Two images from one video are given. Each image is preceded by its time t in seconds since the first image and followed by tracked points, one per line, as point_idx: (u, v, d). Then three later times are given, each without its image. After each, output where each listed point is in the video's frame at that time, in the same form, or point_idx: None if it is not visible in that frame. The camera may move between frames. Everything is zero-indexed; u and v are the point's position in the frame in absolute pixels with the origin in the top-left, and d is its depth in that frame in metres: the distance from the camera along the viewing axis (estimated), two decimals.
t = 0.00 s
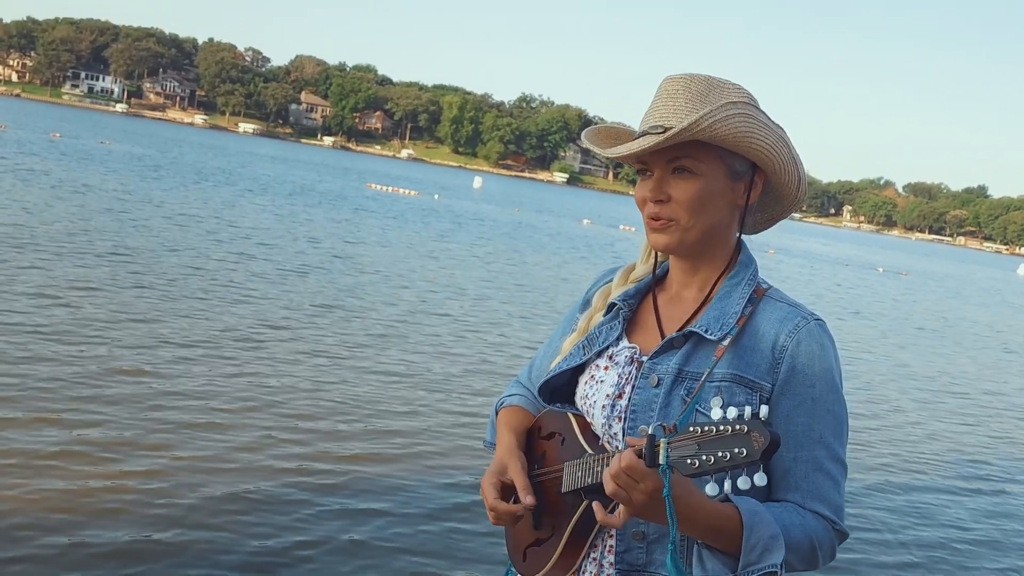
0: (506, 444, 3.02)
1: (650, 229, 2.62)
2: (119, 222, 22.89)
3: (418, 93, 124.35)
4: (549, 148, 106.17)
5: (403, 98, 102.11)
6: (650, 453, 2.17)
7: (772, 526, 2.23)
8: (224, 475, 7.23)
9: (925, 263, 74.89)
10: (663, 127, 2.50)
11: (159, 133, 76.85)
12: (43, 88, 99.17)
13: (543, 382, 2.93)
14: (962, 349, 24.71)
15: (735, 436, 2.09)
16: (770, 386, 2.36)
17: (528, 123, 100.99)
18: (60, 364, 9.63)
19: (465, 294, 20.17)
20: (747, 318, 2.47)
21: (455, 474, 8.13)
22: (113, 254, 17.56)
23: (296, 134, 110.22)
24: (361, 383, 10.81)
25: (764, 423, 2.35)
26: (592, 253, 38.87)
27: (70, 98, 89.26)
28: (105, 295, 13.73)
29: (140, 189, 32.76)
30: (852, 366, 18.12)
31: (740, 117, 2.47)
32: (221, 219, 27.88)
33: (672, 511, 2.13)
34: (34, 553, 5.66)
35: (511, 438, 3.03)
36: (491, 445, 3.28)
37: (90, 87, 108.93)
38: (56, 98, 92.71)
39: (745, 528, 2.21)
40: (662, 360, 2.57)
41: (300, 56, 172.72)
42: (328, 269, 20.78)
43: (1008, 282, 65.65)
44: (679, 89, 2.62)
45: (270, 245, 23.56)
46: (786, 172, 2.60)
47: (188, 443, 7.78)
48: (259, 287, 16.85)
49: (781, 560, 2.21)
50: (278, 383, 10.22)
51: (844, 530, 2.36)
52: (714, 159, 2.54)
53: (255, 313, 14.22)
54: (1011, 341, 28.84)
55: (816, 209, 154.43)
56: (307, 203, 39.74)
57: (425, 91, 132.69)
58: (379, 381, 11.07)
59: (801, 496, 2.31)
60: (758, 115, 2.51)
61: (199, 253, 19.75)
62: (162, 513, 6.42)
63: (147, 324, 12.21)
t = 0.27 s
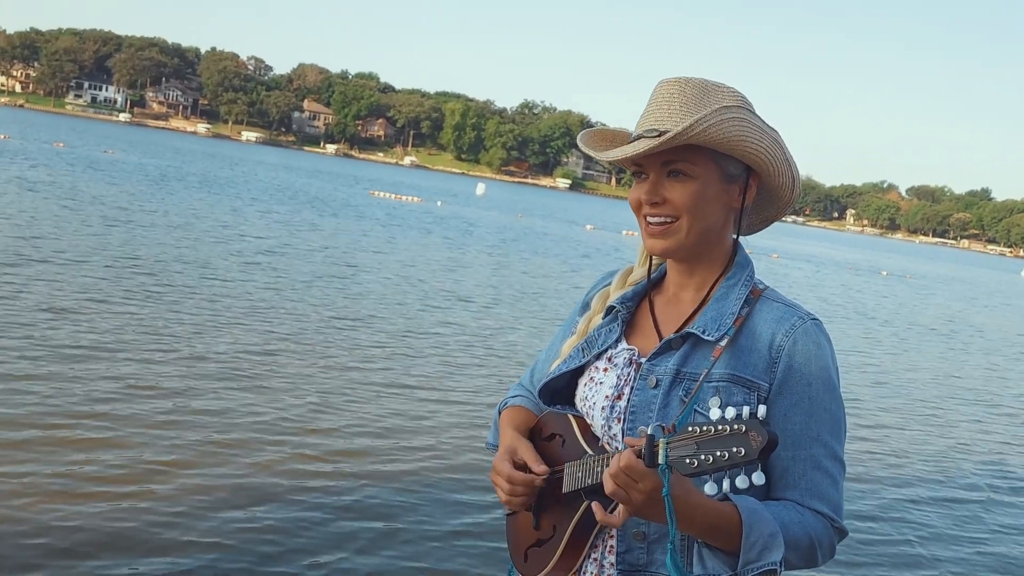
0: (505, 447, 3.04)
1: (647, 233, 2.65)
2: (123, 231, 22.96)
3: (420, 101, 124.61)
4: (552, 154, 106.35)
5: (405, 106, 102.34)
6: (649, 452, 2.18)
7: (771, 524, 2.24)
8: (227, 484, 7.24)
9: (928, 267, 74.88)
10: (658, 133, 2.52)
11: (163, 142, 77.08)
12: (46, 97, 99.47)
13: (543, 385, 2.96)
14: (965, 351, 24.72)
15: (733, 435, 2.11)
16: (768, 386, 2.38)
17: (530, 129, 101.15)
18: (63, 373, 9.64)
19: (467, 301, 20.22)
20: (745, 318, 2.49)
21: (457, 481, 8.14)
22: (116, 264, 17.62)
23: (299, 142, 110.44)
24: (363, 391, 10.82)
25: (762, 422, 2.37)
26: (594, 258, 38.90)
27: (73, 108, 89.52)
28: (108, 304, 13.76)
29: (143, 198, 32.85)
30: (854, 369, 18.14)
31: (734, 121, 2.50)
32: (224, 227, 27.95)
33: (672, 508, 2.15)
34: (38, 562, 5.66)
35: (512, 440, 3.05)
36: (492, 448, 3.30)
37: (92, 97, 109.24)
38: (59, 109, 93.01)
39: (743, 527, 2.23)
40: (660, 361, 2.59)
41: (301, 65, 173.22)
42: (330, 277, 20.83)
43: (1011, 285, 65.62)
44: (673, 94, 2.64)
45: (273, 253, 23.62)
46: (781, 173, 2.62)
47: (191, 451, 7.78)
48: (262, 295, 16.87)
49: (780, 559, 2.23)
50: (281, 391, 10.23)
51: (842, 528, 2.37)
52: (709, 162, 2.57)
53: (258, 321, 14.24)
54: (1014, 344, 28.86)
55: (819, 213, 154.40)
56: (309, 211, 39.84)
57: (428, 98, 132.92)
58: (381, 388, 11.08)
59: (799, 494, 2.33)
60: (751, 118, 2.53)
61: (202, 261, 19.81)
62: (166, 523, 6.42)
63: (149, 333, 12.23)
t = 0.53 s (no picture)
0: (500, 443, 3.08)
1: (638, 228, 2.68)
2: (123, 236, 23.01)
3: (420, 105, 124.72)
4: (552, 157, 106.49)
5: (405, 110, 102.44)
6: (639, 443, 2.20)
7: (761, 514, 2.27)
8: (228, 488, 7.25)
9: (929, 267, 74.88)
10: (646, 128, 2.55)
11: (163, 148, 77.18)
12: (47, 105, 99.67)
13: (538, 380, 2.99)
14: (966, 351, 24.75)
15: (720, 423, 2.13)
16: (757, 377, 2.40)
17: (530, 132, 101.23)
18: (63, 379, 9.66)
19: (468, 304, 20.26)
20: (735, 311, 2.52)
21: (457, 484, 8.15)
22: (117, 270, 17.67)
23: (299, 147, 110.55)
24: (363, 395, 10.83)
25: (752, 412, 2.39)
26: (595, 261, 38.95)
27: (74, 115, 89.69)
28: (109, 309, 13.79)
29: (144, 204, 32.90)
30: (855, 369, 18.17)
31: (721, 116, 2.53)
32: (225, 232, 28.00)
33: (661, 498, 2.18)
34: (38, 567, 5.68)
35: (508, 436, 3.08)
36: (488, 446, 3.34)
37: (93, 104, 109.46)
38: (59, 115, 93.15)
39: (735, 518, 2.25)
40: (652, 355, 2.62)
41: (302, 70, 173.52)
42: (331, 281, 20.87)
43: (1013, 284, 65.60)
44: (661, 91, 2.68)
45: (273, 258, 23.67)
46: (770, 167, 2.65)
47: (191, 456, 7.80)
48: (263, 299, 16.90)
49: (771, 548, 2.26)
50: (281, 395, 10.25)
51: (833, 519, 2.40)
52: (697, 157, 2.60)
53: (259, 326, 14.27)
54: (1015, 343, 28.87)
55: (820, 214, 154.37)
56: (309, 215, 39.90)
57: (427, 102, 133.05)
58: (382, 392, 11.10)
59: (791, 485, 2.35)
60: (738, 112, 2.56)
61: (203, 267, 19.87)
62: (167, 527, 6.43)
63: (150, 338, 12.25)
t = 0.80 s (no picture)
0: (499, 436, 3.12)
1: (632, 221, 2.71)
2: (123, 240, 23.07)
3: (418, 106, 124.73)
4: (550, 158, 106.53)
5: (403, 111, 102.51)
6: (633, 432, 2.23)
7: (754, 503, 2.30)
8: (228, 492, 7.27)
9: (929, 265, 74.90)
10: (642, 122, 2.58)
11: (162, 151, 77.29)
12: (46, 108, 99.78)
13: (535, 373, 3.02)
14: (966, 349, 24.78)
15: (711, 412, 2.13)
16: (750, 368, 2.44)
17: (528, 133, 101.28)
18: (63, 384, 9.69)
19: (468, 305, 20.31)
20: (728, 303, 2.55)
21: (456, 486, 8.17)
22: (117, 274, 17.73)
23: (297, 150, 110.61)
24: (362, 397, 10.85)
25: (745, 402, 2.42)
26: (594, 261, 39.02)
27: (72, 119, 89.81)
28: (108, 314, 13.82)
29: (144, 207, 32.96)
30: (854, 368, 18.21)
31: (716, 112, 2.56)
32: (224, 235, 28.05)
33: (654, 487, 2.21)
34: (39, 574, 5.69)
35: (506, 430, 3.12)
36: (487, 440, 3.37)
37: (92, 108, 109.60)
38: (57, 119, 93.25)
39: (728, 506, 2.29)
40: (646, 346, 2.65)
41: (300, 73, 173.70)
42: (331, 283, 20.93)
43: (1012, 282, 65.63)
44: (657, 86, 2.71)
45: (273, 260, 23.72)
46: (764, 162, 2.68)
47: (191, 461, 7.82)
48: (262, 302, 16.93)
49: (764, 535, 2.29)
50: (281, 398, 10.27)
51: (827, 508, 2.43)
52: (692, 151, 2.63)
53: (258, 329, 14.29)
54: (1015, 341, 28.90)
55: (819, 212, 154.43)
56: (308, 218, 39.96)
57: (426, 104, 133.09)
58: (381, 395, 11.12)
59: (784, 474, 2.39)
60: (734, 107, 2.59)
61: (203, 270, 19.93)
62: (167, 533, 6.45)
63: (150, 342, 12.28)
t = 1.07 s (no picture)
0: (498, 430, 3.13)
1: (632, 214, 2.71)
2: (118, 241, 23.03)
3: (413, 106, 124.62)
4: (545, 156, 106.53)
5: (398, 111, 102.44)
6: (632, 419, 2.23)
7: (754, 490, 2.30)
8: (227, 495, 7.24)
9: (924, 262, 75.02)
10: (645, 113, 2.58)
11: (156, 152, 77.17)
12: (39, 110, 99.56)
13: (533, 366, 3.03)
14: (962, 346, 24.84)
15: (709, 395, 2.15)
16: (749, 357, 2.44)
17: (523, 132, 101.27)
18: (61, 386, 9.65)
19: (465, 305, 20.32)
20: (726, 293, 2.55)
21: (457, 486, 8.14)
22: (113, 275, 17.72)
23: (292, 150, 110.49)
24: (360, 397, 10.85)
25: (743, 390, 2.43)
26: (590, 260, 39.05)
27: (66, 120, 89.65)
28: (105, 315, 13.77)
29: (139, 208, 32.93)
30: (851, 365, 18.24)
31: (719, 104, 2.56)
32: (220, 236, 28.04)
33: (654, 474, 2.21)
34: None
35: (504, 425, 3.13)
36: (486, 436, 3.38)
37: (86, 109, 109.30)
38: (51, 120, 93.04)
39: (729, 493, 2.29)
40: (645, 337, 2.65)
41: (294, 74, 173.43)
42: (327, 283, 20.92)
43: (1007, 278, 65.78)
44: (658, 78, 2.71)
45: (269, 261, 23.71)
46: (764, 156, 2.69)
47: (191, 463, 7.79)
48: (259, 303, 16.89)
49: (766, 523, 2.29)
50: (279, 399, 10.23)
51: (827, 496, 2.43)
52: (694, 143, 2.63)
53: (254, 330, 14.24)
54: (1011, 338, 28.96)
55: (814, 210, 154.62)
56: (304, 218, 39.94)
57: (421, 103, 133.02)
58: (380, 395, 11.08)
59: (783, 462, 2.39)
60: (737, 100, 2.59)
61: (199, 271, 19.92)
62: (167, 538, 6.42)
63: (148, 344, 12.24)
